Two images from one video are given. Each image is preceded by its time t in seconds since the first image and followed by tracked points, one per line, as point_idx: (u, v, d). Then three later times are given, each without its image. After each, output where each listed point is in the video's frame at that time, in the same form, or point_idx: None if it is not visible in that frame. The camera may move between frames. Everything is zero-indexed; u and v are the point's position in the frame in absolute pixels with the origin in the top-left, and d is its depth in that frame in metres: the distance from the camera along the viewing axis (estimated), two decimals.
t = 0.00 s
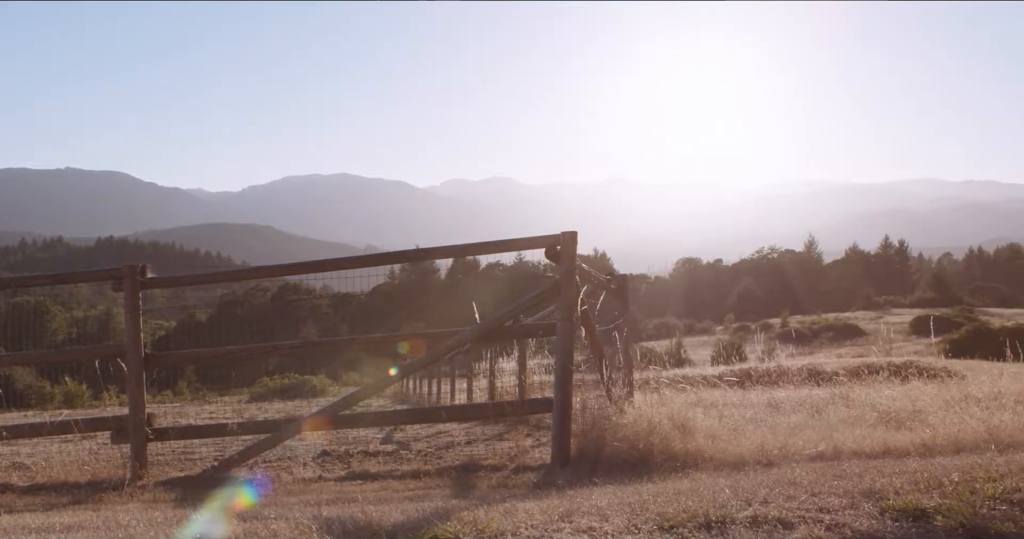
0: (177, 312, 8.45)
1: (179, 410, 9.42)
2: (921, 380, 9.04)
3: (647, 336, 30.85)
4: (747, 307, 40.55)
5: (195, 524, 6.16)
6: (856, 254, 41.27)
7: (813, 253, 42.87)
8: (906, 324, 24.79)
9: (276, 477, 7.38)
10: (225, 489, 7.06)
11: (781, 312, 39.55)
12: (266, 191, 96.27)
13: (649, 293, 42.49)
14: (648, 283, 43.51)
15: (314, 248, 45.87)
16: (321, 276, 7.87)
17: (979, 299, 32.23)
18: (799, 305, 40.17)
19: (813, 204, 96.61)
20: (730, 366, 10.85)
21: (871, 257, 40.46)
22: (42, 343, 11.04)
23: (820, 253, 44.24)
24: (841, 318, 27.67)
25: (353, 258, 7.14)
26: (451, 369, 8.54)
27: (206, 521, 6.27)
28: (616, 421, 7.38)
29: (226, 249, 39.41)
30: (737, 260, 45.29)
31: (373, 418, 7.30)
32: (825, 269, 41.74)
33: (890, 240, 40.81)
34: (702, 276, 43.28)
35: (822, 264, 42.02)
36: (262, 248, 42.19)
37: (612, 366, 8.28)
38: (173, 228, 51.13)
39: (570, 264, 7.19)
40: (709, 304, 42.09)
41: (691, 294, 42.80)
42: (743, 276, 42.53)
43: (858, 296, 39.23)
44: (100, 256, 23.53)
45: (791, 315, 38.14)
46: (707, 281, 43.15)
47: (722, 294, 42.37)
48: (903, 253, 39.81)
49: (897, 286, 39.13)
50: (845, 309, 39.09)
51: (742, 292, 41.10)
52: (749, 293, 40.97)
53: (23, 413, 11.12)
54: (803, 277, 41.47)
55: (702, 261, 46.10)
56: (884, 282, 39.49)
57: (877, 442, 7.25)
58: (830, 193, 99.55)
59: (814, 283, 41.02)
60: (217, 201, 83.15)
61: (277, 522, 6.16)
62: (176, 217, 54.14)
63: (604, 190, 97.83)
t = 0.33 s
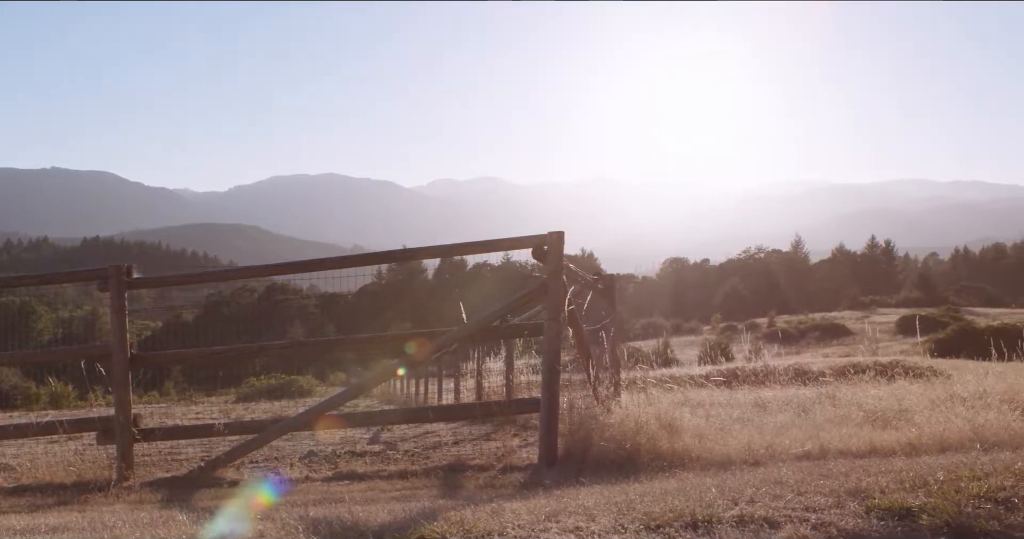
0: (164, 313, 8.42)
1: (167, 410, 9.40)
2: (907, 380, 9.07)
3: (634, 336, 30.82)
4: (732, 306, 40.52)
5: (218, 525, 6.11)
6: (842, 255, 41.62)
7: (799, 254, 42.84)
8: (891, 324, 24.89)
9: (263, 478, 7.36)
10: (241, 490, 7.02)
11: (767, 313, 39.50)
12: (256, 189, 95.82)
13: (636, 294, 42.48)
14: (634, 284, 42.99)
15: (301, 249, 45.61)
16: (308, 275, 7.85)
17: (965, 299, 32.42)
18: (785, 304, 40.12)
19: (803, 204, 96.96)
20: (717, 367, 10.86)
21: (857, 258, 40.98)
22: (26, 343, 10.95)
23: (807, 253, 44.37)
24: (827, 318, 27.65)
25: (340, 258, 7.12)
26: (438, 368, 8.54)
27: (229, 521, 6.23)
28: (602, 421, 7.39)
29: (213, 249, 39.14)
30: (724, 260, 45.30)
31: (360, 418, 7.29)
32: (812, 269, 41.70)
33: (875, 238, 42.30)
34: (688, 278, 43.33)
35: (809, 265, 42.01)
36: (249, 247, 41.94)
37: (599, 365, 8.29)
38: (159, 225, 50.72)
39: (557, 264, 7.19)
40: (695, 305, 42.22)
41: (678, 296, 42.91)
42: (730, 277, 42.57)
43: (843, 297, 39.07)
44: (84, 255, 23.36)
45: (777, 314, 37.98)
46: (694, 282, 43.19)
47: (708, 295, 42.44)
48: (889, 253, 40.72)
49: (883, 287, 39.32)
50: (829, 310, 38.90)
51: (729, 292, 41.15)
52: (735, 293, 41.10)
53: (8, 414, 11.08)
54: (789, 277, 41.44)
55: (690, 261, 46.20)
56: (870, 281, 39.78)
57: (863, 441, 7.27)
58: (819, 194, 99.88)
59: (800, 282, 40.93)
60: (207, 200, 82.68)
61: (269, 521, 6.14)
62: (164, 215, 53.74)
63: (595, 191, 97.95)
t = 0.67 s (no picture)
0: (151, 313, 8.38)
1: (154, 411, 9.37)
2: (894, 379, 9.11)
3: (622, 336, 30.76)
4: (719, 305, 40.49)
5: (243, 524, 6.13)
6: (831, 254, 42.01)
7: (787, 253, 42.92)
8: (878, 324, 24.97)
9: (250, 478, 7.34)
10: (259, 489, 7.00)
11: (753, 312, 39.49)
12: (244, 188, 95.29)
13: (624, 293, 42.60)
14: (622, 283, 43.93)
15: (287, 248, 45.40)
16: (296, 276, 7.84)
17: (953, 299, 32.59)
18: (771, 302, 40.17)
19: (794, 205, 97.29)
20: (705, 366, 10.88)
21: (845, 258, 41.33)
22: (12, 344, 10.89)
23: (794, 252, 44.51)
24: (814, 318, 27.68)
25: (329, 257, 7.11)
26: (426, 369, 8.53)
27: (252, 518, 6.29)
28: (591, 421, 7.40)
29: (198, 249, 38.87)
30: (712, 260, 45.38)
31: (347, 419, 7.27)
32: (799, 269, 41.89)
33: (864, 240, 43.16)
34: (677, 278, 43.43)
35: (796, 264, 42.14)
36: (235, 247, 41.68)
37: (587, 365, 8.30)
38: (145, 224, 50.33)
39: (546, 264, 7.18)
40: (683, 305, 42.02)
41: (665, 295, 42.90)
42: (717, 277, 42.61)
43: (831, 297, 39.43)
44: (68, 255, 23.16)
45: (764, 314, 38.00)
46: (682, 282, 43.28)
47: (696, 294, 42.36)
48: (876, 252, 41.19)
49: (871, 287, 40.05)
50: (816, 309, 39.12)
51: (717, 292, 41.04)
52: (723, 293, 40.88)
53: None
54: (777, 277, 41.52)
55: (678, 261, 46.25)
56: (860, 282, 40.30)
57: (850, 441, 7.29)
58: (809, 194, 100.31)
59: (787, 282, 41.08)
60: (195, 200, 82.18)
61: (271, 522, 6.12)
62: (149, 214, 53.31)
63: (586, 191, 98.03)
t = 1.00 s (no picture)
0: (138, 313, 8.35)
1: (141, 412, 9.33)
2: (881, 378, 9.15)
3: (609, 336, 30.70)
4: (706, 305, 40.32)
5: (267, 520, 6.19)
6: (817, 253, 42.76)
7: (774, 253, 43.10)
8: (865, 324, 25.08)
9: (237, 479, 7.33)
10: (279, 487, 7.03)
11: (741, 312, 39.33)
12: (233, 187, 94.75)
13: (612, 295, 42.53)
14: (610, 284, 44.05)
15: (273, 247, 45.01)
16: (283, 276, 7.82)
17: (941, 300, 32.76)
18: (758, 302, 40.22)
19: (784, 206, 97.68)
20: (692, 366, 10.89)
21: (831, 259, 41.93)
22: None
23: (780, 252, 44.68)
24: (802, 318, 27.74)
25: (316, 257, 7.10)
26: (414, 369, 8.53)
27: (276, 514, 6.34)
28: (578, 421, 7.41)
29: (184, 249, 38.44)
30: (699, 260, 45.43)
31: (334, 419, 7.25)
32: (786, 269, 42.11)
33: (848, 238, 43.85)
34: (663, 278, 43.40)
35: (782, 264, 42.30)
36: (221, 246, 41.28)
37: (574, 365, 8.31)
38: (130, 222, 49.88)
39: (533, 264, 7.19)
40: (670, 304, 41.92)
41: (652, 295, 42.78)
42: (704, 277, 42.62)
43: (818, 295, 39.95)
44: (51, 255, 22.88)
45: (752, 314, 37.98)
46: (669, 282, 43.26)
47: (683, 294, 42.31)
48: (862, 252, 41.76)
49: (857, 286, 40.71)
50: (803, 308, 39.43)
51: (704, 292, 40.84)
52: (710, 293, 40.78)
53: None
54: (763, 277, 41.66)
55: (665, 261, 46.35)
56: (845, 281, 40.91)
57: (837, 440, 7.32)
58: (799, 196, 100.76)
59: (774, 282, 41.28)
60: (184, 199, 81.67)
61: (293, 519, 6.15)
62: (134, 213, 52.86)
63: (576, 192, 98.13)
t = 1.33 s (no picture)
0: (123, 313, 8.32)
1: (127, 413, 9.28)
2: (865, 378, 9.19)
3: (596, 336, 30.65)
4: (693, 304, 40.10)
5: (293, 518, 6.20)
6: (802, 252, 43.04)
7: (759, 254, 43.21)
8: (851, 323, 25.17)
9: (222, 479, 7.31)
10: (303, 487, 6.99)
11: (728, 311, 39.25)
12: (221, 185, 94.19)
13: (599, 295, 42.24)
14: (596, 284, 43.88)
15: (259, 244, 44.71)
16: (270, 276, 7.80)
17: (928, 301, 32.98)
18: (746, 302, 40.23)
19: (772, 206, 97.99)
20: (678, 366, 10.92)
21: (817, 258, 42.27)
22: None
23: (766, 253, 44.85)
24: (788, 317, 27.80)
25: (302, 257, 7.08)
26: (401, 369, 8.52)
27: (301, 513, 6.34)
28: (564, 421, 7.42)
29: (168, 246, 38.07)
30: (685, 261, 45.45)
31: (320, 420, 7.23)
32: (772, 269, 42.28)
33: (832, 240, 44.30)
34: (649, 278, 43.27)
35: (768, 264, 42.45)
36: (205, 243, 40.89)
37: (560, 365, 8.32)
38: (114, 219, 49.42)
39: (519, 264, 7.19)
40: (655, 305, 41.53)
41: (639, 295, 42.65)
42: (690, 277, 42.58)
43: (805, 293, 40.18)
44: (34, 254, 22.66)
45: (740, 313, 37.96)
46: (656, 282, 43.18)
47: (669, 294, 42.18)
48: (848, 252, 42.43)
49: (842, 285, 41.21)
50: (791, 307, 39.60)
51: (691, 291, 40.70)
52: (696, 293, 40.37)
53: None
54: (749, 277, 41.74)
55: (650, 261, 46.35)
56: (831, 281, 41.27)
57: (822, 439, 7.35)
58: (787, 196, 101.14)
59: (761, 282, 41.39)
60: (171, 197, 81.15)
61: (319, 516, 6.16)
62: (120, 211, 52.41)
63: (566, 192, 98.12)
